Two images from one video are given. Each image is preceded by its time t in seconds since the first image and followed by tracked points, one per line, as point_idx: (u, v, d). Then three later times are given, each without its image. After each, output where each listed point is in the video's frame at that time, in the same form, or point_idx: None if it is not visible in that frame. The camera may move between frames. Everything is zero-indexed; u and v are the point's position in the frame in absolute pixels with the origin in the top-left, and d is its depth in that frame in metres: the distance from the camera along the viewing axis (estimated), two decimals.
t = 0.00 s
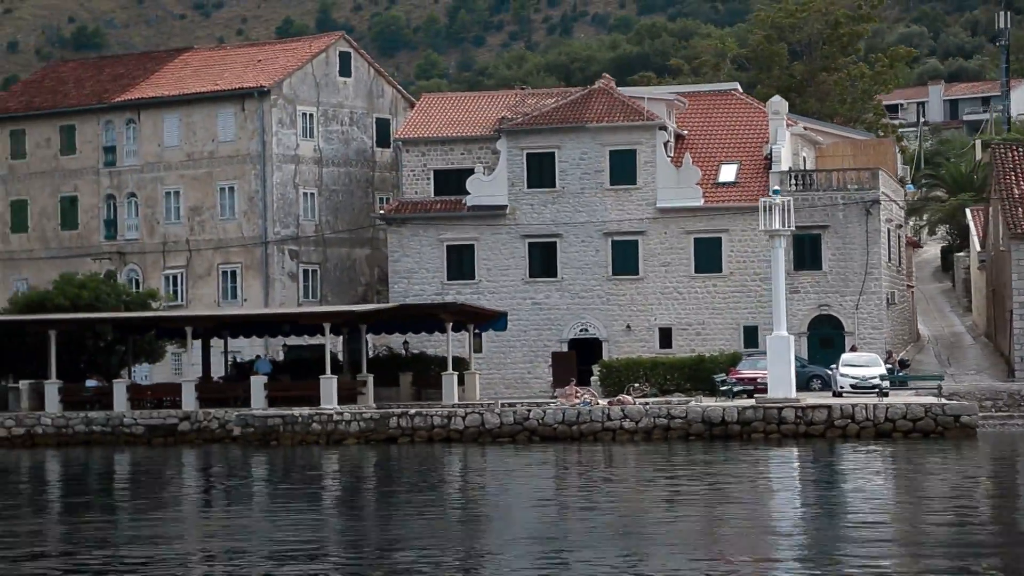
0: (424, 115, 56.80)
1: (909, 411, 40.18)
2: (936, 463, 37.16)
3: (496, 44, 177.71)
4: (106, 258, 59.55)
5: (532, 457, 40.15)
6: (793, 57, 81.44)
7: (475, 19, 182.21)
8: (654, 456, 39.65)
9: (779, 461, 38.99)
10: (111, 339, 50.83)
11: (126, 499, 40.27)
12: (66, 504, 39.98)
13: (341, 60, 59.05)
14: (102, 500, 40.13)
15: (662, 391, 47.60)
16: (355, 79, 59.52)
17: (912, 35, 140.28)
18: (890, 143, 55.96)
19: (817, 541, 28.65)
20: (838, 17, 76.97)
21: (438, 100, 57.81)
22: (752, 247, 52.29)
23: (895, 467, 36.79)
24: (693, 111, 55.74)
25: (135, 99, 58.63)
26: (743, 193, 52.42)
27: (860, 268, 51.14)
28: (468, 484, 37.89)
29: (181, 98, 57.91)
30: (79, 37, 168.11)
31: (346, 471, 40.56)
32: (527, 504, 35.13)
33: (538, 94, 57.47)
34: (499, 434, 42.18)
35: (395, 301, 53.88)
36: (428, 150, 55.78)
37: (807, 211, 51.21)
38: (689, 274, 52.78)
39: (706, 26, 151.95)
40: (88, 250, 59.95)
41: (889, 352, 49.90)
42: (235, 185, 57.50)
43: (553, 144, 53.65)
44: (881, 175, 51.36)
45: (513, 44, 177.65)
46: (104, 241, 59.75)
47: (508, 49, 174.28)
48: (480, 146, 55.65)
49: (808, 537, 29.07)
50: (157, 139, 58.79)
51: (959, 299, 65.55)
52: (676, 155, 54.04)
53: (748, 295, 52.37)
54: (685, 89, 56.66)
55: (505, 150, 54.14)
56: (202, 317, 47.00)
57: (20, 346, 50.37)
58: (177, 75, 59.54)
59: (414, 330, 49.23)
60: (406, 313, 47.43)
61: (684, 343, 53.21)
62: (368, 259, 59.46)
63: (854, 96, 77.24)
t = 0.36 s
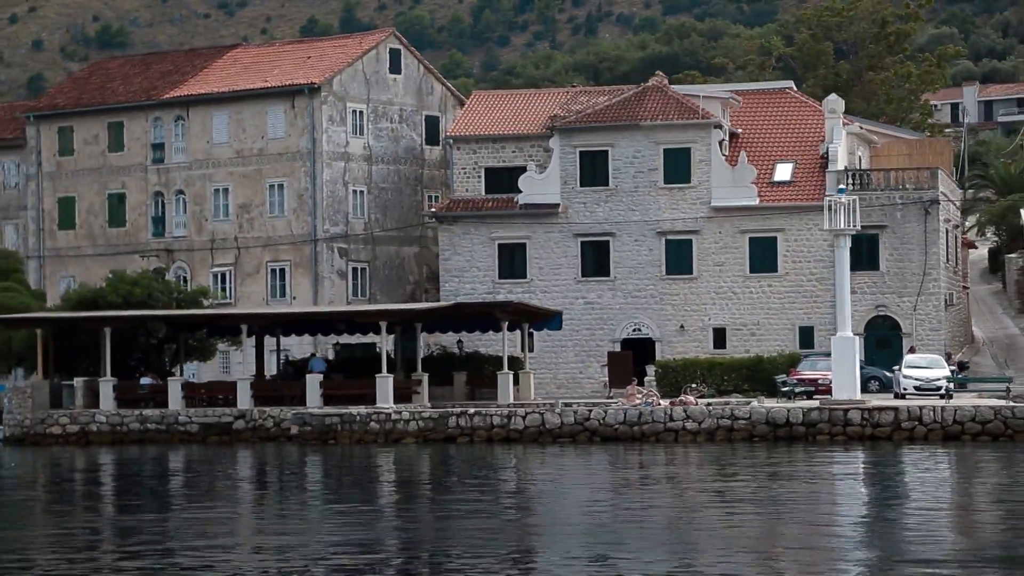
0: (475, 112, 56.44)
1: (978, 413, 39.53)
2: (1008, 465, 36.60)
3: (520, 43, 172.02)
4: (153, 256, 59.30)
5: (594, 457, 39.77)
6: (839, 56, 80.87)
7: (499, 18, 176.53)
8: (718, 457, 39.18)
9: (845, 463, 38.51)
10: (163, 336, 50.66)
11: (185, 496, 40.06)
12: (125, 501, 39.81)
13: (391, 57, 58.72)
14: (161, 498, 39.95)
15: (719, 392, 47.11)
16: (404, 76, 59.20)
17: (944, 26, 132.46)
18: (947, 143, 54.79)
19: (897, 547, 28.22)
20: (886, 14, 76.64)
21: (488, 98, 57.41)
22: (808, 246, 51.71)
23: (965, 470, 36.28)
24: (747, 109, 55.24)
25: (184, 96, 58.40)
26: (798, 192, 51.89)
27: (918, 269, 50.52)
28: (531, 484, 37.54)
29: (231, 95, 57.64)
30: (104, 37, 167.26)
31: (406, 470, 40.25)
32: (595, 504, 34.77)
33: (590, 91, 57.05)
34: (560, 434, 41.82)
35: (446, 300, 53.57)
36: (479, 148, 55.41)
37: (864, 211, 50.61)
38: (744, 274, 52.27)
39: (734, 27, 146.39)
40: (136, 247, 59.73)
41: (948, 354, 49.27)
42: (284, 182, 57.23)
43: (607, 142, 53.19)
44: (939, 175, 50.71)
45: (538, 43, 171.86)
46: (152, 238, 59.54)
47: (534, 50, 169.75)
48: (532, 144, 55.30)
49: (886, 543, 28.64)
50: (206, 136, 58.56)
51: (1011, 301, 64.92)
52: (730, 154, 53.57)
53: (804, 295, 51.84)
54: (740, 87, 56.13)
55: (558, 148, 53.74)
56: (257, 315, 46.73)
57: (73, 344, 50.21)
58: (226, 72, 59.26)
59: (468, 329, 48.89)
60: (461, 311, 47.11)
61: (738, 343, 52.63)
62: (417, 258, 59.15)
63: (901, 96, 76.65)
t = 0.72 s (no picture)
0: (507, 107, 56.06)
1: None
2: None
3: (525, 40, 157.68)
4: (181, 251, 58.95)
5: (637, 456, 39.38)
6: (864, 53, 80.53)
7: (503, 15, 162.64)
8: (762, 455, 38.83)
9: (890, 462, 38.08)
10: (195, 331, 50.30)
11: (223, 489, 39.60)
12: (163, 495, 39.41)
13: (421, 52, 58.35)
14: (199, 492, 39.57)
15: (756, 390, 46.59)
16: (434, 71, 58.86)
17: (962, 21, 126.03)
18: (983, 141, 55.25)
19: (957, 546, 27.83)
20: (913, 11, 76.45)
21: (519, 93, 57.02)
22: (844, 244, 51.24)
23: (1014, 471, 35.87)
24: (782, 106, 54.89)
25: (213, 90, 58.02)
26: (835, 189, 51.50)
27: (956, 268, 50.13)
28: (576, 481, 37.17)
29: (260, 89, 57.25)
30: (108, 33, 152.75)
31: (447, 466, 39.87)
32: (643, 502, 34.38)
33: (623, 87, 56.68)
34: (601, 432, 41.46)
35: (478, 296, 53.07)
36: (510, 143, 54.96)
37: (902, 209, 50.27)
38: (779, 272, 51.89)
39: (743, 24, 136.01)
40: (162, 242, 59.37)
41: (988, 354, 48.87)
42: (314, 177, 56.85)
43: (641, 138, 52.80)
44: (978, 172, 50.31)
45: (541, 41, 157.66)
46: (179, 233, 59.17)
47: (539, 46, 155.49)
48: (564, 139, 54.93)
49: (944, 543, 28.25)
50: (234, 131, 58.20)
51: None
52: (765, 150, 53.14)
53: (840, 293, 51.41)
54: (773, 83, 55.78)
55: (592, 143, 53.25)
56: (292, 310, 46.45)
57: (104, 339, 49.90)
58: (255, 66, 58.88)
59: (503, 325, 48.59)
60: (497, 308, 46.78)
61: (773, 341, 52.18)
62: (446, 254, 58.76)
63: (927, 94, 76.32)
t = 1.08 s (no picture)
0: (549, 99, 55.63)
1: None
2: None
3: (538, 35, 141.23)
4: (220, 244, 58.68)
5: (693, 451, 38.99)
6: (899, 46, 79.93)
7: (516, 9, 144.22)
8: (821, 451, 38.41)
9: (950, 459, 37.60)
10: (239, 324, 50.01)
11: (274, 480, 39.31)
12: (213, 487, 39.08)
13: (462, 43, 57.95)
14: (249, 483, 39.26)
15: (806, 384, 46.08)
16: (475, 63, 58.40)
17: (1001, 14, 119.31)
18: None
19: None
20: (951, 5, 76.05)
21: (561, 85, 56.58)
22: (893, 238, 50.82)
23: None
24: (828, 98, 54.39)
25: (252, 82, 57.68)
26: (883, 183, 50.99)
27: (1007, 262, 49.64)
28: (633, 476, 36.80)
29: (300, 81, 56.88)
30: (122, 25, 142.85)
31: (501, 460, 39.54)
32: (705, 495, 33.99)
33: (666, 79, 56.24)
34: (654, 427, 41.05)
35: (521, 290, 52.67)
36: (554, 136, 54.58)
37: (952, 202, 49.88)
38: (826, 266, 51.44)
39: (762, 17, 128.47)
40: (201, 234, 59.12)
41: None
42: (354, 169, 56.49)
43: (686, 130, 52.36)
44: None
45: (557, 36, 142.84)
46: (217, 226, 58.89)
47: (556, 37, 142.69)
48: (608, 132, 54.47)
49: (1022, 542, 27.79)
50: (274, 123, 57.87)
51: None
52: (812, 143, 52.65)
53: (888, 288, 50.99)
54: (820, 75, 55.28)
55: (637, 136, 52.79)
56: (339, 302, 46.11)
57: (147, 332, 49.64)
58: (294, 57, 58.49)
59: (550, 319, 48.22)
60: (546, 302, 46.41)
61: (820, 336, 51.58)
62: (486, 247, 58.39)
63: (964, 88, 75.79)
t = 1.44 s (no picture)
0: (594, 92, 55.16)
1: None
2: None
3: (553, 28, 134.71)
4: (260, 237, 58.31)
5: (752, 448, 38.55)
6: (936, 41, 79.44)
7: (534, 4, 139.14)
8: (882, 448, 38.03)
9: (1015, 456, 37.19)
10: (284, 318, 49.67)
11: (331, 471, 38.99)
12: (268, 479, 38.73)
13: (506, 35, 57.50)
14: (303, 476, 38.91)
15: (859, 380, 45.79)
16: (518, 55, 57.98)
17: None
18: None
19: None
20: None
21: (606, 78, 56.10)
22: (944, 233, 50.34)
23: None
24: (876, 91, 53.88)
25: (294, 75, 57.31)
26: (934, 177, 50.58)
27: None
28: (694, 471, 36.40)
29: (343, 73, 56.50)
30: (136, 20, 137.60)
31: (559, 453, 39.23)
32: (772, 490, 33.55)
33: (712, 71, 55.73)
34: (711, 424, 40.79)
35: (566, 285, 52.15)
36: (599, 129, 53.97)
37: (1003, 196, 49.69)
38: (876, 261, 50.97)
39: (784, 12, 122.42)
40: (242, 228, 58.77)
41: None
42: (397, 162, 56.09)
43: (734, 123, 51.75)
44: None
45: (572, 30, 135.83)
46: (258, 219, 58.51)
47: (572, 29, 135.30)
48: (654, 124, 53.90)
49: None
50: (316, 115, 57.48)
51: None
52: (862, 136, 52.15)
53: (939, 283, 50.53)
54: (868, 68, 54.72)
55: (684, 129, 52.16)
56: (388, 296, 45.68)
57: (192, 325, 49.31)
58: (336, 49, 58.10)
59: (599, 314, 47.78)
60: (597, 296, 46.08)
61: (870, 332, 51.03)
62: (528, 241, 58.09)
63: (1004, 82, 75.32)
